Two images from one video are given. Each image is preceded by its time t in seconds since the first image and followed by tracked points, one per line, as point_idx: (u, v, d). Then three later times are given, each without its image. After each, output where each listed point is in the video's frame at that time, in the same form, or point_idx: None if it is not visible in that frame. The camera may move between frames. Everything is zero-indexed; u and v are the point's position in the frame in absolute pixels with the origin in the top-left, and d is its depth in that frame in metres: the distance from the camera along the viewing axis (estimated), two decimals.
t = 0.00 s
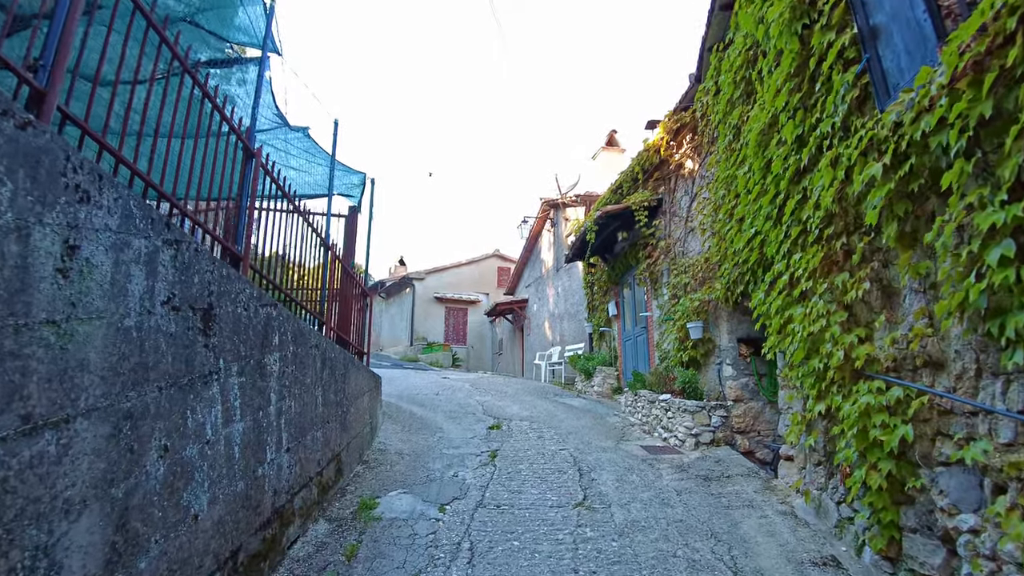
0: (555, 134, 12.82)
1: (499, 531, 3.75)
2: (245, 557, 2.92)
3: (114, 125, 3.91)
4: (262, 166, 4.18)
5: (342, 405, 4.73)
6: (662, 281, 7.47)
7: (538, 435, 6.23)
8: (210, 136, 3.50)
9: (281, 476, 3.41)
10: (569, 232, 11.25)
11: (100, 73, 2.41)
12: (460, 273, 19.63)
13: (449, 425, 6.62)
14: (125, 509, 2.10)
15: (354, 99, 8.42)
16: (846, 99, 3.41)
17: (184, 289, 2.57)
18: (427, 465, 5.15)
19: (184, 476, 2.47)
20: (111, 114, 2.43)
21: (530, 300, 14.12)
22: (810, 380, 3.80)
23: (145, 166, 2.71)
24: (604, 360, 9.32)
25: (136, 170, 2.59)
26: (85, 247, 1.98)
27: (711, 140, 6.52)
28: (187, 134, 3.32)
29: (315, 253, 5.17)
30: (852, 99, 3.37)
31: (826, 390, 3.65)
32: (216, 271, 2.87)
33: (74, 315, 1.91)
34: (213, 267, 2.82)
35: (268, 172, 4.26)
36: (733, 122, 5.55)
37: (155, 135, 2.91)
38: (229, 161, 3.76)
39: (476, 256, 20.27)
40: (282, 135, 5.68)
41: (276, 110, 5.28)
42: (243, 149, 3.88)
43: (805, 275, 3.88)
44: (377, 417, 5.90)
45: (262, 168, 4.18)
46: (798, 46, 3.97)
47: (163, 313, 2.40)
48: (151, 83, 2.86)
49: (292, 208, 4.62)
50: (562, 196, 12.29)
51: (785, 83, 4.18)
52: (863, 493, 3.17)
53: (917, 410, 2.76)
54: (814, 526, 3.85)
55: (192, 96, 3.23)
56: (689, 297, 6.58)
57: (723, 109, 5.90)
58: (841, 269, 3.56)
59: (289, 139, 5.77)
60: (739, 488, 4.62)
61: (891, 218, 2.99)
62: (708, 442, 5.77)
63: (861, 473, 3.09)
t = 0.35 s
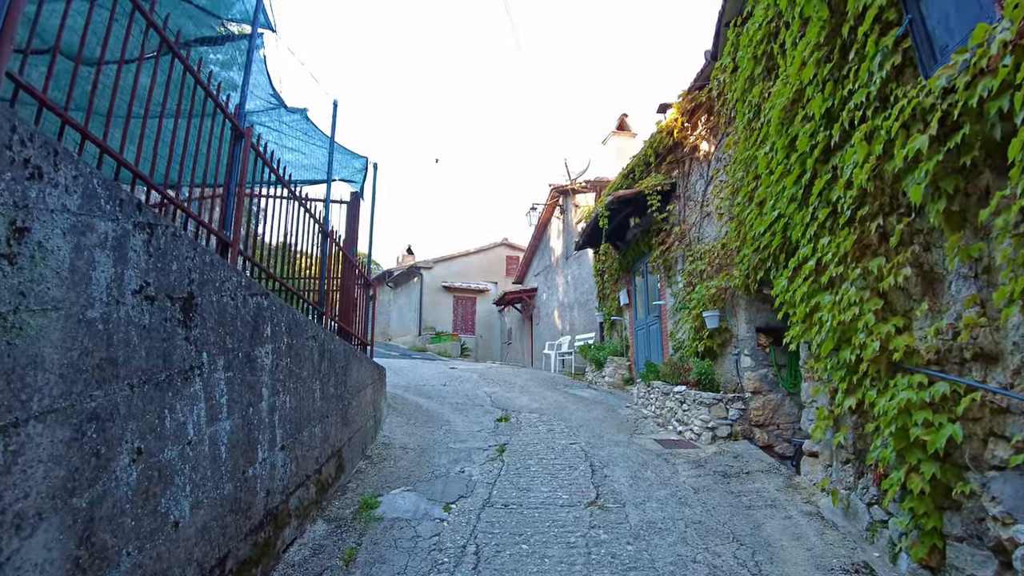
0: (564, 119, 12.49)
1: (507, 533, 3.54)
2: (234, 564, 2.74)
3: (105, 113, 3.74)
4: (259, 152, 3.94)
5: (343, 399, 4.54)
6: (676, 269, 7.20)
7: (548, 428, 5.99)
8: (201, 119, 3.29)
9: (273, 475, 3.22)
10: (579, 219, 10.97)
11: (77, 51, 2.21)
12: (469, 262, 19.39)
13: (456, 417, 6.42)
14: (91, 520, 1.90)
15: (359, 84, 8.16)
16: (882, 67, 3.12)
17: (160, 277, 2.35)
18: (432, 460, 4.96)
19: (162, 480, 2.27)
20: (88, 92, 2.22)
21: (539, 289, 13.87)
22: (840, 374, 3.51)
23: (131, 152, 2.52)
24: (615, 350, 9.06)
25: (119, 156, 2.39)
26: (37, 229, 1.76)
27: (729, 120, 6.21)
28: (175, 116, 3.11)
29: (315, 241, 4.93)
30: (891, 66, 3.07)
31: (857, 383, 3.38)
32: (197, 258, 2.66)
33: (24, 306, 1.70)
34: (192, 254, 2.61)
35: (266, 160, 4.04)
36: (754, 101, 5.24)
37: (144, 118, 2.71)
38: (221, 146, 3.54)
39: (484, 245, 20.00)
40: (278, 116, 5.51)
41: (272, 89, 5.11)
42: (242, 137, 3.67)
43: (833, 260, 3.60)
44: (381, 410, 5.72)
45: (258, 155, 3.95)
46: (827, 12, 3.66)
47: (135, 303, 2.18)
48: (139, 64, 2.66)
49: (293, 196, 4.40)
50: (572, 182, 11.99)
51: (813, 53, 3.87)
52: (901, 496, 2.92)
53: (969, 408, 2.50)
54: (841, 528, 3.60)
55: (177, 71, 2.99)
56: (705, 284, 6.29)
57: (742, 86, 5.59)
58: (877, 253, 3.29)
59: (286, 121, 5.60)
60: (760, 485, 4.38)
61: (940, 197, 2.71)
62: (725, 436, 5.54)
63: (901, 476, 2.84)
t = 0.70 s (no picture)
0: (574, 100, 12.08)
1: (519, 541, 3.27)
2: None
3: (94, 94, 3.50)
4: (257, 134, 3.63)
5: (343, 394, 4.28)
6: (694, 255, 6.86)
7: (561, 422, 5.70)
8: (192, 98, 3.00)
9: (263, 480, 2.98)
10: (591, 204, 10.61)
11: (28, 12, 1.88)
12: (477, 249, 19.07)
13: (464, 410, 6.14)
14: (40, 546, 1.64)
15: (362, 64, 7.81)
16: (944, 27, 2.72)
17: (125, 262, 2.07)
18: (438, 457, 4.70)
19: (129, 494, 2.01)
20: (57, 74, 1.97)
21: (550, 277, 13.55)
22: (884, 368, 3.13)
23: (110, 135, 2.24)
24: (629, 340, 8.74)
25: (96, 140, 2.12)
26: None
27: (753, 96, 5.80)
28: (160, 93, 2.83)
29: (313, 226, 4.63)
30: (955, 24, 2.67)
31: (903, 380, 3.03)
32: (172, 241, 2.37)
33: None
34: (164, 236, 2.32)
35: (263, 143, 3.74)
36: (782, 74, 4.83)
37: (129, 98, 2.44)
38: (210, 125, 3.23)
39: (493, 232, 19.66)
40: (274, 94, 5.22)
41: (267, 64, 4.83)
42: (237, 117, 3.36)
43: (874, 244, 3.23)
44: (386, 404, 5.47)
45: (253, 136, 3.65)
46: None
47: (93, 292, 1.91)
48: (107, 33, 2.31)
49: (290, 179, 4.10)
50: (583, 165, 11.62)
51: (858, 14, 3.45)
52: (959, 508, 2.61)
53: None
54: (881, 535, 3.28)
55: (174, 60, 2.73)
56: (726, 271, 5.93)
57: (769, 58, 5.17)
58: (930, 235, 2.92)
59: (283, 100, 5.31)
60: (788, 485, 4.07)
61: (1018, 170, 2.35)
62: (748, 432, 5.24)
63: (963, 486, 2.52)
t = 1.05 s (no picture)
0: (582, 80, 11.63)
1: (521, 553, 3.02)
2: None
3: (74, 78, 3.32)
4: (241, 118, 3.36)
5: (336, 389, 4.05)
6: (709, 240, 6.52)
7: (569, 417, 5.42)
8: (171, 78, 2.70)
9: (240, 489, 2.80)
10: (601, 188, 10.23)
11: None
12: (484, 235, 18.73)
13: (467, 403, 5.89)
14: None
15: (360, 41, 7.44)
16: None
17: (64, 254, 1.83)
18: (438, 455, 4.45)
19: (72, 517, 1.80)
20: (39, 70, 1.84)
21: (557, 263, 13.25)
22: (925, 366, 2.80)
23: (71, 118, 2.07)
24: (640, 329, 8.41)
25: (51, 125, 1.94)
26: None
27: (774, 71, 5.40)
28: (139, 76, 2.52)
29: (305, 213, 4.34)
30: None
31: (946, 381, 2.71)
32: (125, 229, 2.12)
33: None
34: (114, 222, 2.06)
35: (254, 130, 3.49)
36: (808, 45, 4.34)
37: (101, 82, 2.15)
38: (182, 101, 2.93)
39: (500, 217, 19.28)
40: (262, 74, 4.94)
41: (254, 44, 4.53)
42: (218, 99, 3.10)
43: (912, 230, 2.86)
44: (385, 397, 5.24)
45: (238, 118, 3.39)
46: None
47: (21, 289, 1.66)
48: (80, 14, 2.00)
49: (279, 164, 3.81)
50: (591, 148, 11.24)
51: None
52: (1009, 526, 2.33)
53: None
54: (917, 544, 2.96)
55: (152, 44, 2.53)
56: (743, 259, 5.57)
57: (791, 27, 4.74)
58: (983, 218, 2.58)
59: (272, 78, 5.03)
60: (810, 488, 3.79)
61: None
62: (766, 428, 4.94)
63: (1019, 503, 2.24)
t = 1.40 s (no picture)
0: (583, 68, 11.28)
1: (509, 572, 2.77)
2: None
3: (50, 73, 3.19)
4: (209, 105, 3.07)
5: (317, 392, 3.81)
6: (714, 233, 6.22)
7: (567, 418, 5.15)
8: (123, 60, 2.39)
9: (200, 505, 2.58)
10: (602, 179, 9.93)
11: None
12: (485, 228, 18.44)
13: (461, 402, 5.64)
14: None
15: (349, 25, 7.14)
16: None
17: None
18: (427, 460, 4.20)
19: None
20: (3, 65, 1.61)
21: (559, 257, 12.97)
22: (955, 369, 2.52)
23: (19, 121, 1.92)
24: (643, 324, 8.12)
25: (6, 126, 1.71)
26: None
27: (783, 51, 5.08)
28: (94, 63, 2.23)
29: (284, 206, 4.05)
30: None
31: (982, 386, 2.43)
32: (53, 219, 1.87)
33: None
34: (38, 213, 1.82)
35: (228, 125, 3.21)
36: (819, 20, 4.00)
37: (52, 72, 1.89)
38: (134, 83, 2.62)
39: (501, 210, 18.97)
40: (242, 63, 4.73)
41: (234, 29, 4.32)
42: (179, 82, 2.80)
43: (942, 218, 2.59)
44: (375, 398, 4.99)
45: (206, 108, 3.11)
46: None
47: None
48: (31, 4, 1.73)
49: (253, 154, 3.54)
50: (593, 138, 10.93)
51: None
52: None
53: None
54: (941, 563, 2.72)
55: (108, 30, 2.26)
56: (752, 253, 5.27)
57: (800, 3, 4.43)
58: None
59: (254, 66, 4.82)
60: (823, 497, 3.52)
61: None
62: (775, 430, 4.67)
63: None
